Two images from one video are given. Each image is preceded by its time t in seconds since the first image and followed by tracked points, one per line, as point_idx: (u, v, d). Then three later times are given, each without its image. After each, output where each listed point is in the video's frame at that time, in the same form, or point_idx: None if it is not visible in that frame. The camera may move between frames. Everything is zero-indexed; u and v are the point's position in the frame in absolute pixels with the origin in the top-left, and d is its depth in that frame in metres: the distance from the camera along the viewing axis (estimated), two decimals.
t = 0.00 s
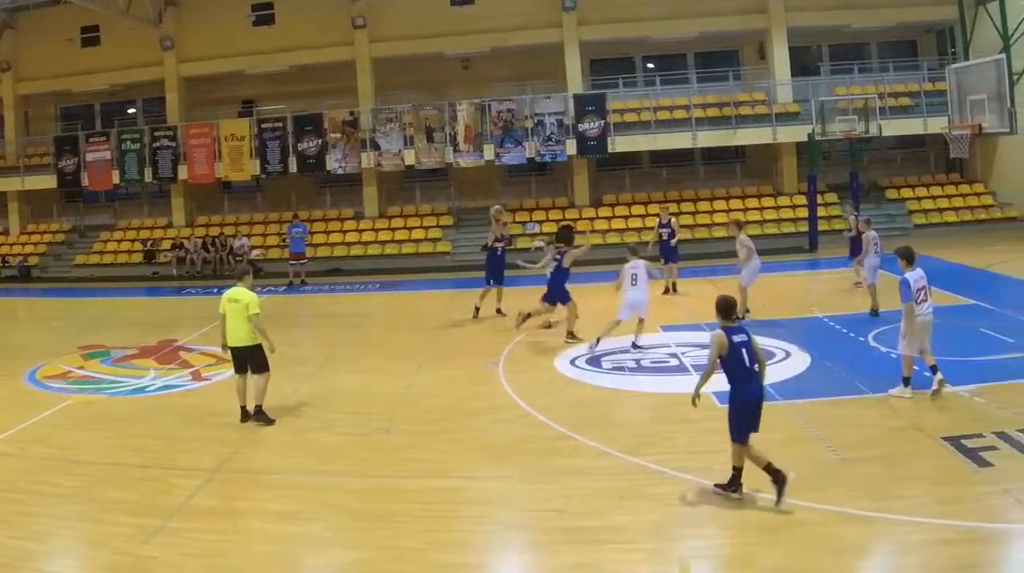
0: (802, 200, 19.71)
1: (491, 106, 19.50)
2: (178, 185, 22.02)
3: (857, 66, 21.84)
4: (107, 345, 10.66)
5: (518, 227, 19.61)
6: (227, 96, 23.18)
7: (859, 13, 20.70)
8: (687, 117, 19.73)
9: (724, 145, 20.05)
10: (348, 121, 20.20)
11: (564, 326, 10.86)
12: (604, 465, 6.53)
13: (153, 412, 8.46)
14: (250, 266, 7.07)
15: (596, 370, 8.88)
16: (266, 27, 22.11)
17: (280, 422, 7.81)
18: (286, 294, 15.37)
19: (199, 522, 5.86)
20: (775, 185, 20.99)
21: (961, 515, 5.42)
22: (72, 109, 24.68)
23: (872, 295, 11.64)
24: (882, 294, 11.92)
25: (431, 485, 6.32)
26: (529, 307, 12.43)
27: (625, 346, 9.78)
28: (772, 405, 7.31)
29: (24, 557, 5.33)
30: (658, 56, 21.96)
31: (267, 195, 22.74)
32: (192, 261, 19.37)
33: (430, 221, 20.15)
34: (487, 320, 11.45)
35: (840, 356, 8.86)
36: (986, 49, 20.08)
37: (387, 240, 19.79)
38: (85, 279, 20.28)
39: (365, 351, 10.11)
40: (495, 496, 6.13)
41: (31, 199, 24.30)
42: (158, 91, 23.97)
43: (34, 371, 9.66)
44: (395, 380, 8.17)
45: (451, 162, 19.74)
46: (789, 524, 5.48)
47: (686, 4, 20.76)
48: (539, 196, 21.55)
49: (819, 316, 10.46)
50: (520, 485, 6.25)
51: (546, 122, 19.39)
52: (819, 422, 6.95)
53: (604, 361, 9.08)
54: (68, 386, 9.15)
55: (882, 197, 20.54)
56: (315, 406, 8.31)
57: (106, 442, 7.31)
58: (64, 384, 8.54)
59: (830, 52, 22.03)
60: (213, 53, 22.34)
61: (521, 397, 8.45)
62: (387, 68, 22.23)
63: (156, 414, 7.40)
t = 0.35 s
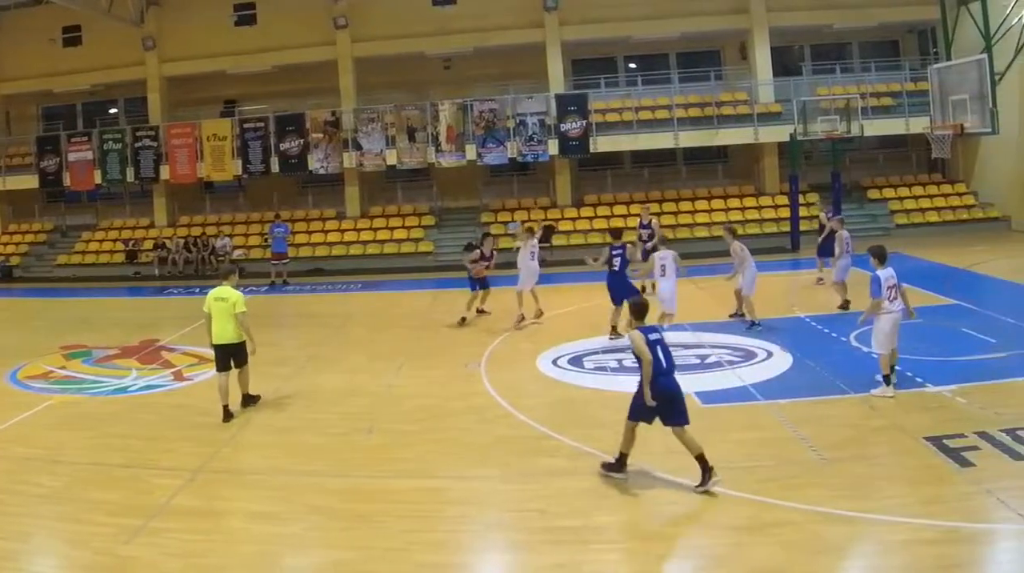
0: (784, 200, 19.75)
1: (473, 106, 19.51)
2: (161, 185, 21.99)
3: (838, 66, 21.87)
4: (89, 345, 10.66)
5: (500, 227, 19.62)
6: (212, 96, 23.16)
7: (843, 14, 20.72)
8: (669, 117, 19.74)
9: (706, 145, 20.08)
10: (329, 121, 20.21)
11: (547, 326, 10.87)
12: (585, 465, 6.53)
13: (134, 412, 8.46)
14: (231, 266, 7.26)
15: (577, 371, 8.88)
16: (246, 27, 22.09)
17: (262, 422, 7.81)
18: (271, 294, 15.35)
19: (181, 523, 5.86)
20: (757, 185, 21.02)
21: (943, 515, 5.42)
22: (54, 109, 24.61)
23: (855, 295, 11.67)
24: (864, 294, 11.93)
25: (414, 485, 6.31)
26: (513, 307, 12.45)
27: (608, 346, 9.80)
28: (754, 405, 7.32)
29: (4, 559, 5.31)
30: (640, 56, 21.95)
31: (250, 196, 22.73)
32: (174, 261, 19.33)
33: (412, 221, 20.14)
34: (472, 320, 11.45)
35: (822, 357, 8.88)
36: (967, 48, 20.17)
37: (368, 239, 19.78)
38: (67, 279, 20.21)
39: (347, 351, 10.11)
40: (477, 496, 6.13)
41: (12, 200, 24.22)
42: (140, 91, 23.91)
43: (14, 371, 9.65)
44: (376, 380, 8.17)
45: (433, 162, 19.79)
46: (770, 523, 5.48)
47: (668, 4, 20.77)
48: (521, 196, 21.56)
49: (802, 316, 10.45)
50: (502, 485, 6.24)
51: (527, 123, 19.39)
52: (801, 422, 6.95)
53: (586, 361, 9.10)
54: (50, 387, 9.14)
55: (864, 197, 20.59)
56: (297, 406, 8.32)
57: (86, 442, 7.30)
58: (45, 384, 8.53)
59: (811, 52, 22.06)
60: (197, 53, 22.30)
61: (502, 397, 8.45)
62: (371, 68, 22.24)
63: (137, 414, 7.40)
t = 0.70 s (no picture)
0: (765, 200, 19.79)
1: (455, 106, 19.52)
2: (143, 185, 21.89)
3: (820, 66, 21.89)
4: (71, 345, 10.66)
5: (482, 227, 19.61)
6: (195, 96, 23.11)
7: (825, 14, 20.74)
8: (650, 117, 19.75)
9: (688, 145, 20.11)
10: (311, 121, 20.21)
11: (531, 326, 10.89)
12: (567, 465, 6.53)
13: (117, 412, 8.46)
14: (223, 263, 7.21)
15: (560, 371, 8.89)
16: (225, 28, 22.12)
17: (245, 422, 7.82)
18: (256, 294, 15.33)
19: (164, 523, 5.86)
20: (739, 185, 21.04)
21: (926, 515, 5.41)
22: (35, 109, 24.49)
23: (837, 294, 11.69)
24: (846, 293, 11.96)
25: (396, 485, 6.31)
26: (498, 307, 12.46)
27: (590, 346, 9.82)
28: (735, 405, 7.33)
29: None
30: (622, 56, 21.92)
31: (232, 196, 22.69)
32: (156, 261, 19.29)
33: (394, 221, 20.13)
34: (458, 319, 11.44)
35: (804, 356, 8.89)
36: (948, 48, 20.22)
37: (350, 238, 19.74)
38: (48, 279, 20.15)
39: (329, 351, 10.12)
40: (459, 496, 6.13)
41: None
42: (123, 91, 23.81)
43: None
44: (357, 380, 8.17)
45: (414, 162, 19.81)
46: (752, 523, 5.48)
47: (650, 5, 20.77)
48: (503, 195, 21.55)
49: (785, 315, 10.46)
50: (484, 485, 6.25)
51: (509, 123, 19.39)
52: (782, 422, 6.96)
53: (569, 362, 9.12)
54: (32, 387, 9.14)
55: (847, 197, 20.63)
56: (280, 406, 8.33)
57: (68, 442, 7.29)
58: (27, 384, 8.53)
59: (793, 52, 22.05)
60: (180, 53, 22.22)
61: (485, 397, 8.45)
62: (355, 67, 22.21)
63: (120, 414, 7.40)
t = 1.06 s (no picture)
0: (745, 199, 19.87)
1: (436, 106, 19.51)
2: (124, 185, 21.78)
3: (800, 66, 21.91)
4: (51, 345, 10.65)
5: (463, 227, 19.62)
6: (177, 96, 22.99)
7: (805, 14, 20.77)
8: (631, 117, 19.72)
9: (669, 145, 20.14)
10: (292, 121, 20.17)
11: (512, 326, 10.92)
12: (547, 465, 6.53)
13: (98, 412, 8.45)
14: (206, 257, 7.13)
15: (540, 371, 8.92)
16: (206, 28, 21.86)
17: (227, 423, 7.83)
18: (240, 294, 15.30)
19: (144, 523, 5.85)
20: (719, 185, 21.10)
21: (906, 515, 5.41)
22: (15, 109, 24.33)
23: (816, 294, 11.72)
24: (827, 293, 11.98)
25: (377, 485, 6.31)
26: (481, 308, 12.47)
27: (570, 346, 9.84)
28: (714, 405, 7.34)
29: None
30: (602, 56, 21.89)
31: (212, 196, 22.63)
32: (135, 261, 19.24)
33: (375, 221, 20.13)
34: (450, 319, 11.30)
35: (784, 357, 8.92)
36: (927, 49, 20.28)
37: (329, 239, 19.73)
38: (28, 279, 20.10)
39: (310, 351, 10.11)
40: (438, 496, 6.13)
41: None
42: (104, 91, 23.67)
43: None
44: (338, 380, 8.18)
45: (395, 161, 19.77)
46: (734, 524, 5.48)
47: (631, 5, 20.77)
48: (484, 195, 21.54)
49: (767, 315, 10.49)
50: (463, 485, 6.25)
51: (490, 122, 19.39)
52: (763, 422, 6.96)
53: (548, 362, 9.14)
54: (12, 387, 9.12)
55: (827, 197, 20.70)
56: (261, 406, 8.33)
57: (48, 442, 7.28)
58: (7, 384, 8.50)
59: (774, 51, 22.05)
60: (160, 52, 22.06)
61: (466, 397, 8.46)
62: (340, 67, 22.16)
63: (100, 414, 7.39)
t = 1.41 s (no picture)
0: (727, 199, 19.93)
1: (418, 107, 19.49)
2: (105, 185, 21.67)
3: (782, 66, 21.93)
4: (33, 345, 10.65)
5: (444, 227, 19.58)
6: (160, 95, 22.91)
7: (786, 14, 20.79)
8: (613, 117, 19.73)
9: (651, 145, 20.16)
10: (274, 121, 20.13)
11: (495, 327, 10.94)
12: (528, 465, 6.54)
13: (81, 411, 8.46)
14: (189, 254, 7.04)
15: (522, 370, 8.94)
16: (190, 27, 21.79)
17: (210, 423, 7.85)
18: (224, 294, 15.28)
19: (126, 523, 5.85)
20: (701, 185, 21.13)
21: (888, 515, 5.41)
22: None
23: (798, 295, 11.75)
24: (809, 293, 12.01)
25: (359, 485, 6.31)
26: (465, 307, 12.49)
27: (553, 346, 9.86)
28: (695, 405, 7.34)
29: None
30: (584, 56, 21.88)
31: (194, 196, 22.53)
32: (118, 261, 19.21)
33: (356, 221, 20.12)
34: (433, 321, 11.30)
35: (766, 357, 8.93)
36: (909, 48, 20.30)
37: (313, 239, 19.72)
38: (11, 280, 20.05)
39: (293, 351, 10.12)
40: (419, 495, 6.13)
41: None
42: (86, 91, 23.53)
43: None
44: (320, 380, 8.19)
45: (377, 161, 19.74)
46: (715, 524, 5.48)
47: (612, 5, 20.77)
48: (466, 195, 21.53)
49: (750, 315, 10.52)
50: (444, 485, 6.25)
51: (472, 123, 19.38)
52: (744, 422, 6.96)
53: (530, 362, 9.16)
54: None
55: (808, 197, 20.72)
56: (244, 406, 8.33)
57: (30, 443, 7.28)
58: None
59: (756, 51, 22.04)
60: (142, 52, 21.95)
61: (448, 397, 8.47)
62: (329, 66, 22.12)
63: (82, 414, 7.39)
